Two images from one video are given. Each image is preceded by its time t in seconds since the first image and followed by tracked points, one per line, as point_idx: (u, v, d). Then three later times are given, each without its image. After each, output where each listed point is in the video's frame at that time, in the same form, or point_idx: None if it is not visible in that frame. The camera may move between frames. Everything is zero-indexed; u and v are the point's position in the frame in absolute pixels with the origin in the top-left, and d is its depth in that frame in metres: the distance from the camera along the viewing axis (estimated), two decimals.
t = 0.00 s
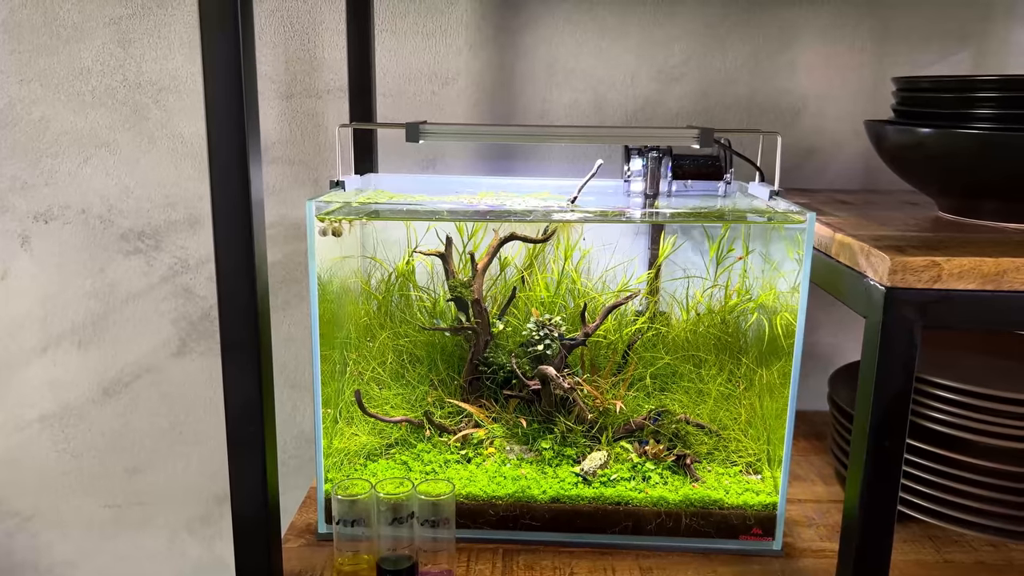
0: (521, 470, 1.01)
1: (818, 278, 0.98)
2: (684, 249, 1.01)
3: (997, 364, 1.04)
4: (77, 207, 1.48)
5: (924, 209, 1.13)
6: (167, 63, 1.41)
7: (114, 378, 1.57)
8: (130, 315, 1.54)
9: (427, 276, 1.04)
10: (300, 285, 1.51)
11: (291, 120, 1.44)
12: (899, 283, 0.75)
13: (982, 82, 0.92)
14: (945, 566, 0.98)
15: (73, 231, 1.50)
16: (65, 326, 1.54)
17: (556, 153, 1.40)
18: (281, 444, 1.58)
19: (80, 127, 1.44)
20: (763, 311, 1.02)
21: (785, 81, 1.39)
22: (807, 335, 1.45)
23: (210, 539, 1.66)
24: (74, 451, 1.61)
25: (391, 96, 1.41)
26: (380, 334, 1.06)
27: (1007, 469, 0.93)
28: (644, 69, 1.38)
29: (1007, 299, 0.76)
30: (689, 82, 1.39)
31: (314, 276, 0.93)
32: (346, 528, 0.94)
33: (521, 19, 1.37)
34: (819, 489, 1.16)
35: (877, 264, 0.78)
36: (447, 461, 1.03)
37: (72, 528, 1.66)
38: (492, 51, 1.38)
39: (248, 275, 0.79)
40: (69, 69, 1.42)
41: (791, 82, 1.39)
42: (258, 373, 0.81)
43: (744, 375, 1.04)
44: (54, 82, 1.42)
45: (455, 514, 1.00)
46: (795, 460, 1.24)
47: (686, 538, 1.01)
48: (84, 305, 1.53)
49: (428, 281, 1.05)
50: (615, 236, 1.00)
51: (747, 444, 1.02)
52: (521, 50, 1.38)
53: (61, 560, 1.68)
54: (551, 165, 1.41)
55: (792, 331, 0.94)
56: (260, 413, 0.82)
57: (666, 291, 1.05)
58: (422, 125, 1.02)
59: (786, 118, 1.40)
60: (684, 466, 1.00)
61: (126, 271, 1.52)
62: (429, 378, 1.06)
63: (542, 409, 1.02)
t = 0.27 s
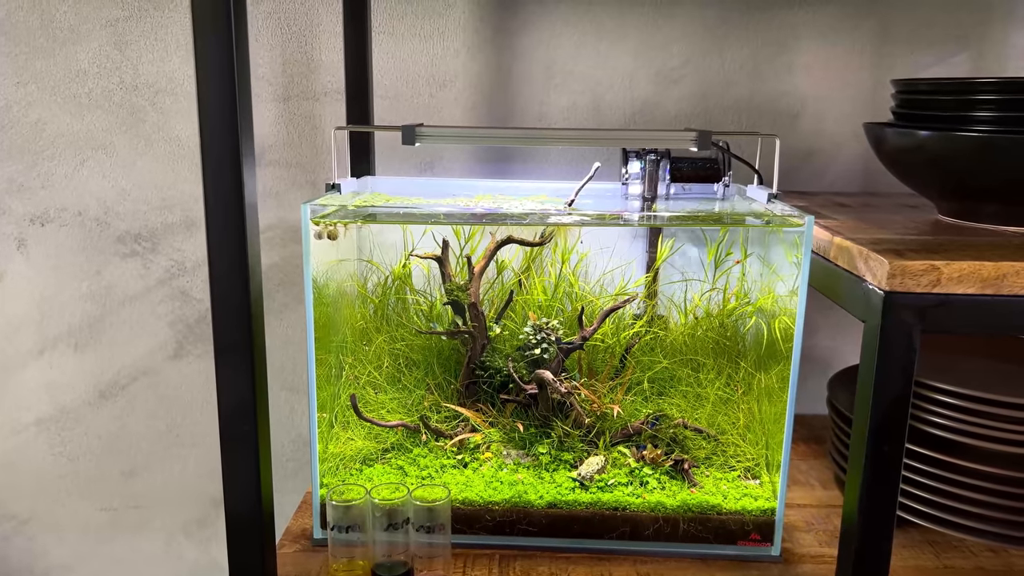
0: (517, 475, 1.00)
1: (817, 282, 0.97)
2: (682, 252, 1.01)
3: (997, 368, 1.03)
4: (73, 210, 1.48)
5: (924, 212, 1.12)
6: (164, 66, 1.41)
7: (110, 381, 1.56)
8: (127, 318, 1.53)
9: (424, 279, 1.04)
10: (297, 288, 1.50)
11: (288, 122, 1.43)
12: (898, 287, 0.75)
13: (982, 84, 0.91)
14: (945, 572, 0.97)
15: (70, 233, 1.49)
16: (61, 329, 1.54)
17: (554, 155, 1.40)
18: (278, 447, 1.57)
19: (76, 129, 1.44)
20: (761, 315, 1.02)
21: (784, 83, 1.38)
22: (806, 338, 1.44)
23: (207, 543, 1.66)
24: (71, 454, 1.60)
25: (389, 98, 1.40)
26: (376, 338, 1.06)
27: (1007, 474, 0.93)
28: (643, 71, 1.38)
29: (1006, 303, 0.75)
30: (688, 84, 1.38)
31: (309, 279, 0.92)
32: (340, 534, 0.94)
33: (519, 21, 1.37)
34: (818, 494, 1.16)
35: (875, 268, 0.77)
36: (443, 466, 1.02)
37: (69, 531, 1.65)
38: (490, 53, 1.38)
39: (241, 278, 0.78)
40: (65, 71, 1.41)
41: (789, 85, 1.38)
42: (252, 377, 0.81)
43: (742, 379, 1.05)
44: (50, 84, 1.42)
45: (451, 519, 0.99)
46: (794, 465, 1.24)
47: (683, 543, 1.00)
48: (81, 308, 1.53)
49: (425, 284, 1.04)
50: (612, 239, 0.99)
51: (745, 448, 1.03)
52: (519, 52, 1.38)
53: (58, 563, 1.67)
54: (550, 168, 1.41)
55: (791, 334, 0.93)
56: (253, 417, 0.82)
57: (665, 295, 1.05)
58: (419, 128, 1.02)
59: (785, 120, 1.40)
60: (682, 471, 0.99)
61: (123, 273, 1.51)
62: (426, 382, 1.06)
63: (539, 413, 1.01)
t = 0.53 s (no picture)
0: (515, 479, 0.99)
1: (818, 284, 0.96)
2: (680, 255, 0.99)
3: (1000, 371, 1.02)
4: (68, 211, 1.47)
5: (926, 213, 1.11)
6: (159, 66, 1.40)
7: (106, 384, 1.55)
8: (122, 320, 1.52)
9: (420, 281, 1.02)
10: (293, 290, 1.49)
11: (284, 123, 1.42)
12: (901, 289, 0.74)
13: (984, 83, 0.90)
14: None
15: (65, 235, 1.48)
16: (56, 331, 1.53)
17: (553, 156, 1.38)
18: (274, 450, 1.56)
19: (71, 129, 1.43)
20: (761, 317, 1.01)
21: (784, 83, 1.37)
22: (807, 340, 1.43)
23: (203, 546, 1.64)
24: (66, 457, 1.59)
25: (386, 98, 1.39)
26: (371, 340, 1.04)
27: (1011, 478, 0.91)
28: (642, 71, 1.37)
29: (1011, 305, 0.74)
30: (687, 85, 1.37)
31: (303, 280, 0.91)
32: (335, 539, 0.92)
33: (517, 21, 1.36)
34: (820, 498, 1.14)
35: (877, 269, 0.76)
36: (440, 470, 1.01)
37: (64, 534, 1.64)
38: (488, 53, 1.37)
39: (234, 281, 0.77)
40: (60, 72, 1.40)
41: (790, 85, 1.37)
42: (244, 381, 0.80)
43: (742, 383, 1.03)
44: (45, 84, 1.41)
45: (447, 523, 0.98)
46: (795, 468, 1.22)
47: (683, 549, 1.00)
48: (76, 310, 1.52)
49: (421, 285, 1.02)
50: (611, 240, 0.98)
51: (745, 453, 1.01)
52: (517, 52, 1.37)
53: (53, 567, 1.66)
54: (548, 169, 1.39)
55: (791, 335, 0.92)
56: (246, 421, 0.81)
57: (664, 296, 1.02)
58: (415, 128, 1.01)
59: (786, 121, 1.39)
60: (682, 475, 0.98)
61: (118, 275, 1.50)
62: (422, 385, 1.04)
63: (536, 417, 1.00)
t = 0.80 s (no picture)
0: (511, 481, 0.97)
1: (818, 283, 0.95)
2: (679, 252, 0.98)
3: (1002, 371, 1.01)
4: (62, 210, 1.45)
5: (927, 211, 1.10)
6: (154, 63, 1.39)
7: (100, 384, 1.54)
8: (117, 319, 1.51)
9: (416, 280, 1.02)
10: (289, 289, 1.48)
11: (280, 120, 1.41)
12: (903, 287, 0.72)
13: (986, 79, 0.89)
14: None
15: (59, 234, 1.47)
16: (51, 331, 1.51)
17: (551, 154, 1.37)
18: (270, 451, 1.55)
19: (64, 128, 1.41)
20: (761, 317, 0.99)
21: (784, 81, 1.36)
22: (807, 340, 1.41)
23: (198, 548, 1.63)
24: (61, 458, 1.58)
25: (382, 95, 1.38)
26: (366, 339, 1.02)
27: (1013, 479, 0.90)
28: (640, 69, 1.35)
29: (1014, 304, 0.73)
30: (686, 82, 1.36)
31: (297, 279, 0.90)
32: (328, 542, 0.91)
33: (515, 18, 1.34)
34: (820, 500, 1.13)
35: (878, 268, 0.75)
36: (435, 471, 1.00)
37: (58, 536, 1.63)
38: (485, 50, 1.36)
39: (224, 280, 0.76)
40: (54, 69, 1.39)
41: (789, 83, 1.36)
42: (235, 381, 0.78)
43: (742, 383, 1.02)
44: (38, 82, 1.40)
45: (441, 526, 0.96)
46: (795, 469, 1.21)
47: (681, 551, 0.97)
48: (71, 309, 1.50)
49: (417, 284, 1.02)
50: (609, 239, 0.96)
51: (745, 453, 1.00)
52: (514, 49, 1.35)
53: (47, 569, 1.65)
54: (546, 167, 1.38)
55: (791, 335, 0.91)
56: (237, 422, 0.79)
57: (662, 295, 1.02)
58: (410, 125, 1.00)
59: (785, 119, 1.37)
60: (680, 477, 0.97)
61: (112, 274, 1.49)
62: (418, 385, 1.03)
63: (533, 417, 0.99)
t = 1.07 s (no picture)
0: (507, 484, 0.97)
1: (814, 286, 0.94)
2: (676, 255, 0.98)
3: (999, 374, 1.01)
4: (60, 212, 1.45)
5: (924, 215, 1.09)
6: (152, 66, 1.39)
7: (98, 386, 1.54)
8: (114, 322, 1.51)
9: (412, 283, 1.02)
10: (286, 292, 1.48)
11: (277, 123, 1.41)
12: (898, 291, 0.72)
13: (983, 82, 0.89)
14: None
15: (56, 236, 1.47)
16: (48, 333, 1.51)
17: (548, 157, 1.37)
18: (267, 453, 1.55)
19: (62, 130, 1.41)
20: (758, 320, 0.98)
21: (781, 83, 1.36)
22: (805, 343, 1.41)
23: (196, 550, 1.63)
24: (58, 460, 1.58)
25: (380, 98, 1.38)
26: (362, 343, 1.02)
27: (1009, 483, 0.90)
28: (638, 71, 1.35)
29: (1009, 308, 0.73)
30: (684, 85, 1.36)
31: (292, 281, 0.90)
32: (323, 546, 0.92)
33: (512, 20, 1.34)
34: (818, 503, 1.13)
35: (873, 272, 0.75)
36: (430, 475, 1.00)
37: (55, 538, 1.63)
38: (483, 53, 1.36)
39: (219, 284, 0.76)
40: (52, 71, 1.39)
41: (787, 85, 1.36)
42: (230, 385, 0.78)
43: (738, 386, 1.01)
44: (36, 84, 1.40)
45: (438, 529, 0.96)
46: (792, 472, 1.21)
47: (677, 554, 0.97)
48: (68, 312, 1.50)
49: (413, 288, 1.02)
50: (605, 241, 0.96)
51: (741, 457, 0.99)
52: (512, 52, 1.35)
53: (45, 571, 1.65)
54: (543, 170, 1.38)
55: (788, 338, 0.91)
56: (233, 426, 0.79)
57: (659, 298, 1.02)
58: (406, 128, 1.00)
59: (783, 121, 1.37)
60: (676, 480, 0.97)
61: (110, 277, 1.49)
62: (413, 389, 1.03)
63: (529, 421, 0.99)
